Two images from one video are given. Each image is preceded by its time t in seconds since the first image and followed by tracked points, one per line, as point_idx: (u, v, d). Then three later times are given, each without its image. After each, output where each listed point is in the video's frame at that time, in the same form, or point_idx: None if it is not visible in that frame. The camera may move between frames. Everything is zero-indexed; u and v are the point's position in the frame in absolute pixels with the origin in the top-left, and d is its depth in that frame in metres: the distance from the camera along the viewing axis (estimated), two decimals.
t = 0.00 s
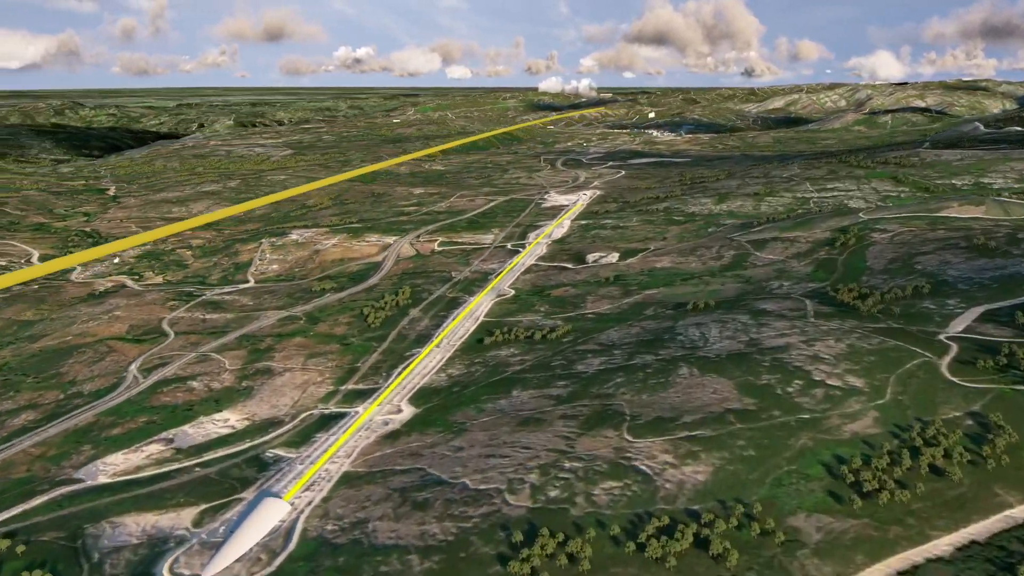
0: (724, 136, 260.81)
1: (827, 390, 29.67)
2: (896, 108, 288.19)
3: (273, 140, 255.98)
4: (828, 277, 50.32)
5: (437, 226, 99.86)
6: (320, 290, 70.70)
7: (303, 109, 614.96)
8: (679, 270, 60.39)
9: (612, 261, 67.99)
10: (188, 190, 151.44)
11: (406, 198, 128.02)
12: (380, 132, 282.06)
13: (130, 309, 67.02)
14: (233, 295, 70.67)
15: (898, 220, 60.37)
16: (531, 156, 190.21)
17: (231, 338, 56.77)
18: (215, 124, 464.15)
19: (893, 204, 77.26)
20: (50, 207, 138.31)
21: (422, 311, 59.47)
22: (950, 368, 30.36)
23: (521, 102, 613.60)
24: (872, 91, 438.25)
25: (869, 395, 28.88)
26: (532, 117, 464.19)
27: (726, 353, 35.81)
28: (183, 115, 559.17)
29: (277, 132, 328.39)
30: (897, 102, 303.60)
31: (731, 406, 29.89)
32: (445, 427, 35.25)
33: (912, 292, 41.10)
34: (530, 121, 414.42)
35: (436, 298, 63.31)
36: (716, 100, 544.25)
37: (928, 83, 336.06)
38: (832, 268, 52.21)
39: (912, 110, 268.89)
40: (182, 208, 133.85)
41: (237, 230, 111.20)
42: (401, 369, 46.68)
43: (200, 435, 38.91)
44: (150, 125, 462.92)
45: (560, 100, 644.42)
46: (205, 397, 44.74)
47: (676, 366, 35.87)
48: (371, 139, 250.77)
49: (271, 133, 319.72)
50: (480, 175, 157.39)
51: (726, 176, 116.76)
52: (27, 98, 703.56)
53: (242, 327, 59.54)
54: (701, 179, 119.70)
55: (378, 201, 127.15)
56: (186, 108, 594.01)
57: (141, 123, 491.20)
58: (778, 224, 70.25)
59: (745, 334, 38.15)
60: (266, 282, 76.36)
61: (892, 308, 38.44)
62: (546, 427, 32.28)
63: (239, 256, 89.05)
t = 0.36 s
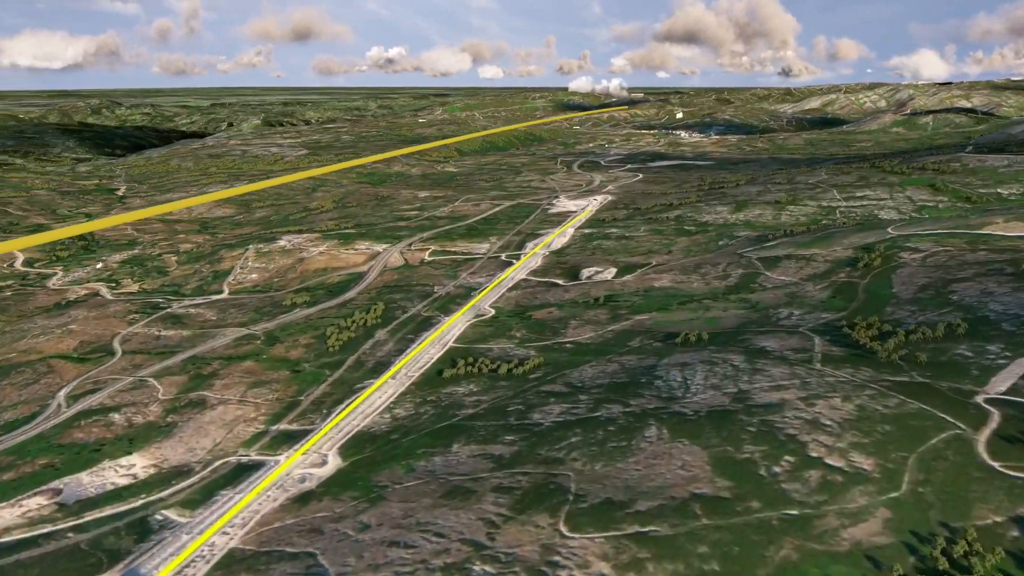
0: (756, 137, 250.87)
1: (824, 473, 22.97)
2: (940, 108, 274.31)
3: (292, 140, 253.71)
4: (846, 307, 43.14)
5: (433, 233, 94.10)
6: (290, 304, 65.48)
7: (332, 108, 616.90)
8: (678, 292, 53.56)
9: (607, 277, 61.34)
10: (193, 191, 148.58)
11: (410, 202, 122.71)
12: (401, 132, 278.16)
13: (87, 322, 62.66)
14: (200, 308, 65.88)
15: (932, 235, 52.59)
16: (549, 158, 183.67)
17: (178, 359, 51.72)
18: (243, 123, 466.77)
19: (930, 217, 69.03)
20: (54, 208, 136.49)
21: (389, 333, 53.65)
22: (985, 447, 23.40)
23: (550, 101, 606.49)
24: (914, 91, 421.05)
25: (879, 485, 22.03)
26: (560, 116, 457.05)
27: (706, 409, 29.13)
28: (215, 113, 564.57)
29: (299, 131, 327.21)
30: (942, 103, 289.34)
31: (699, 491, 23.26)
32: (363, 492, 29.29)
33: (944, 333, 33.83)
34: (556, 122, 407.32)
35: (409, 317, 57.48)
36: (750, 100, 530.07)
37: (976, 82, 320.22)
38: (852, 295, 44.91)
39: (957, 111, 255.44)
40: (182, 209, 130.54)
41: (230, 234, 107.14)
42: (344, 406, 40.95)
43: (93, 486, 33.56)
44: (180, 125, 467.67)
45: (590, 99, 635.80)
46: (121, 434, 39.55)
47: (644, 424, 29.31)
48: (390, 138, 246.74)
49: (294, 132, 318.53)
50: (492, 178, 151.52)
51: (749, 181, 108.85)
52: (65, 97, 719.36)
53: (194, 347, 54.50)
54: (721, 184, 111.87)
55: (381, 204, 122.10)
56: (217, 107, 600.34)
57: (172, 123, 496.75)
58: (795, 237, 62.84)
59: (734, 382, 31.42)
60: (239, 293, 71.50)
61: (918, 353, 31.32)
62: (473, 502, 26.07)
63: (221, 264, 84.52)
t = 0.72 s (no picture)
0: (786, 138, 240.78)
1: None
2: (985, 108, 260.27)
3: (309, 140, 250.97)
4: (854, 345, 36.20)
5: (424, 241, 88.54)
6: (250, 319, 60.48)
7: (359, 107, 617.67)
8: (665, 317, 47.04)
9: (593, 295, 54.94)
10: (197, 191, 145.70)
11: (410, 205, 117.59)
12: (420, 131, 273.99)
13: (32, 336, 58.55)
14: (155, 321, 61.33)
15: (965, 256, 45.08)
16: (566, 159, 177.00)
17: (106, 384, 46.97)
18: (269, 122, 468.57)
19: (965, 232, 61.04)
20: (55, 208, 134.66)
21: (339, 358, 48.10)
22: None
23: (578, 101, 598.87)
24: (958, 91, 403.48)
25: None
26: (586, 116, 449.40)
27: (653, 492, 22.80)
28: (243, 113, 568.48)
29: (321, 130, 325.14)
30: (987, 103, 274.88)
31: None
32: None
33: (970, 391, 26.94)
34: (582, 122, 399.87)
35: (368, 339, 51.90)
36: (785, 99, 515.33)
37: None
38: (864, 329, 37.90)
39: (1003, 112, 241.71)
40: (181, 212, 127.20)
41: (220, 238, 103.25)
42: (258, 451, 35.44)
43: None
44: (208, 124, 471.36)
45: (619, 99, 626.64)
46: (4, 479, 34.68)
47: (572, 507, 23.13)
48: (408, 138, 242.35)
49: (315, 132, 316.99)
50: (501, 180, 145.77)
51: (768, 187, 101.12)
52: (101, 96, 734.00)
53: (130, 368, 49.70)
54: (738, 189, 104.13)
55: (380, 208, 117.25)
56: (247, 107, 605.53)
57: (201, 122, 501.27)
58: (807, 253, 55.69)
59: (695, 452, 25.04)
60: (203, 305, 66.82)
61: (933, 422, 24.56)
62: None
63: (196, 272, 80.21)
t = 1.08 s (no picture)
0: (817, 138, 230.35)
1: None
2: None
3: (324, 139, 247.83)
4: (847, 396, 29.61)
5: (408, 248, 83.19)
6: (197, 334, 55.87)
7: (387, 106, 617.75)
8: (635, 348, 40.81)
9: (563, 318, 48.84)
10: (198, 192, 143.00)
11: (406, 208, 112.52)
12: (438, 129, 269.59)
13: None
14: (99, 335, 57.14)
15: (993, 281, 37.89)
16: (580, 160, 170.34)
17: (13, 410, 42.59)
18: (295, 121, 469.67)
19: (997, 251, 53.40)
20: (54, 208, 132.98)
21: (268, 387, 42.86)
22: None
23: (606, 100, 590.02)
24: (1003, 90, 385.52)
25: None
26: (613, 115, 441.18)
27: None
28: (271, 111, 571.15)
29: (341, 129, 323.47)
30: None
31: None
32: None
33: (979, 485, 20.47)
34: (607, 121, 391.71)
35: (308, 363, 46.67)
36: (820, 98, 499.73)
37: None
38: (861, 376, 31.17)
39: None
40: (175, 214, 124.10)
41: (205, 241, 99.52)
42: (130, 508, 30.34)
43: None
44: (235, 123, 474.45)
45: (648, 98, 616.09)
46: None
47: None
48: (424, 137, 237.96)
49: (334, 130, 315.14)
50: (509, 182, 139.93)
51: (785, 192, 93.56)
52: (136, 94, 746.92)
53: (46, 392, 45.29)
54: (752, 195, 96.65)
55: (375, 211, 112.43)
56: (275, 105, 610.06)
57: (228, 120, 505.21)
58: (810, 273, 48.76)
59: (603, 561, 19.10)
60: (156, 318, 62.48)
61: (922, 534, 18.25)
62: None
63: (164, 279, 76.22)
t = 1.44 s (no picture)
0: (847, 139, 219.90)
1: None
2: None
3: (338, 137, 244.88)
4: (809, 471, 23.47)
5: (384, 255, 78.12)
6: (128, 351, 51.50)
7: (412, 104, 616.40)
8: (580, 386, 34.92)
9: (514, 344, 43.15)
10: (196, 191, 140.30)
11: (398, 211, 107.58)
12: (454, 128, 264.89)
13: None
14: (28, 350, 53.21)
15: (1011, 318, 31.14)
16: (592, 160, 163.78)
17: None
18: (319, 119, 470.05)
19: None
20: (51, 207, 131.37)
21: (169, 421, 38.05)
22: None
23: (633, 98, 580.17)
24: None
25: None
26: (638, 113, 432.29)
27: None
28: (296, 109, 572.12)
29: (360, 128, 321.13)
30: None
31: None
32: None
33: None
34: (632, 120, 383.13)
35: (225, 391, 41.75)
36: (856, 97, 483.46)
37: None
38: (832, 441, 25.00)
39: None
40: (167, 214, 121.11)
41: (185, 244, 95.91)
42: None
43: None
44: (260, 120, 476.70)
45: (677, 97, 604.46)
46: None
47: None
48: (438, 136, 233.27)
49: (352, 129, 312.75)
50: (512, 183, 134.23)
51: (797, 198, 86.30)
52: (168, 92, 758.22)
53: None
54: (761, 201, 89.50)
55: (366, 213, 107.74)
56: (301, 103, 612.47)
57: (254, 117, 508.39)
58: (800, 296, 42.24)
59: None
60: (97, 330, 58.40)
61: None
62: None
63: (125, 287, 72.45)
